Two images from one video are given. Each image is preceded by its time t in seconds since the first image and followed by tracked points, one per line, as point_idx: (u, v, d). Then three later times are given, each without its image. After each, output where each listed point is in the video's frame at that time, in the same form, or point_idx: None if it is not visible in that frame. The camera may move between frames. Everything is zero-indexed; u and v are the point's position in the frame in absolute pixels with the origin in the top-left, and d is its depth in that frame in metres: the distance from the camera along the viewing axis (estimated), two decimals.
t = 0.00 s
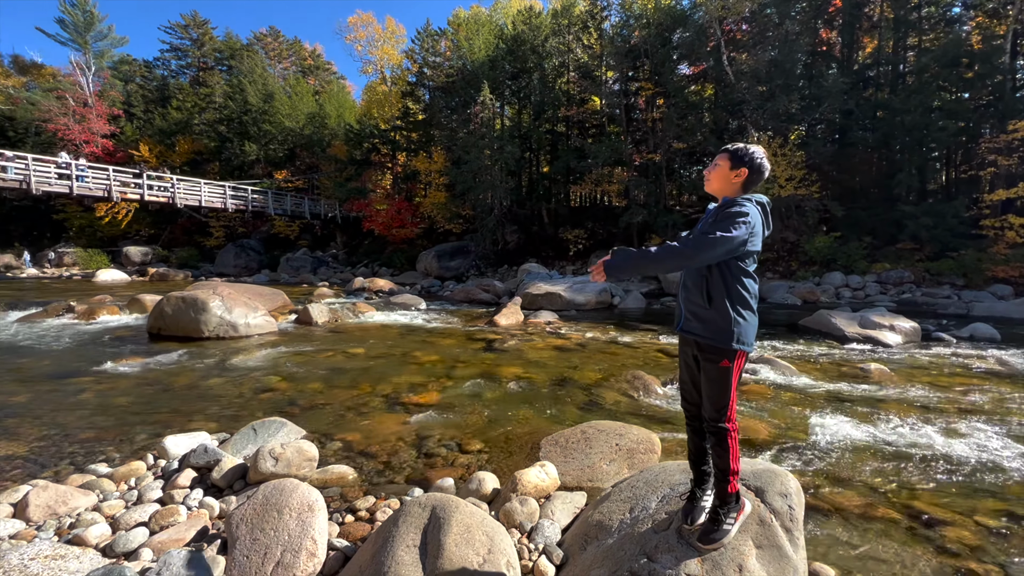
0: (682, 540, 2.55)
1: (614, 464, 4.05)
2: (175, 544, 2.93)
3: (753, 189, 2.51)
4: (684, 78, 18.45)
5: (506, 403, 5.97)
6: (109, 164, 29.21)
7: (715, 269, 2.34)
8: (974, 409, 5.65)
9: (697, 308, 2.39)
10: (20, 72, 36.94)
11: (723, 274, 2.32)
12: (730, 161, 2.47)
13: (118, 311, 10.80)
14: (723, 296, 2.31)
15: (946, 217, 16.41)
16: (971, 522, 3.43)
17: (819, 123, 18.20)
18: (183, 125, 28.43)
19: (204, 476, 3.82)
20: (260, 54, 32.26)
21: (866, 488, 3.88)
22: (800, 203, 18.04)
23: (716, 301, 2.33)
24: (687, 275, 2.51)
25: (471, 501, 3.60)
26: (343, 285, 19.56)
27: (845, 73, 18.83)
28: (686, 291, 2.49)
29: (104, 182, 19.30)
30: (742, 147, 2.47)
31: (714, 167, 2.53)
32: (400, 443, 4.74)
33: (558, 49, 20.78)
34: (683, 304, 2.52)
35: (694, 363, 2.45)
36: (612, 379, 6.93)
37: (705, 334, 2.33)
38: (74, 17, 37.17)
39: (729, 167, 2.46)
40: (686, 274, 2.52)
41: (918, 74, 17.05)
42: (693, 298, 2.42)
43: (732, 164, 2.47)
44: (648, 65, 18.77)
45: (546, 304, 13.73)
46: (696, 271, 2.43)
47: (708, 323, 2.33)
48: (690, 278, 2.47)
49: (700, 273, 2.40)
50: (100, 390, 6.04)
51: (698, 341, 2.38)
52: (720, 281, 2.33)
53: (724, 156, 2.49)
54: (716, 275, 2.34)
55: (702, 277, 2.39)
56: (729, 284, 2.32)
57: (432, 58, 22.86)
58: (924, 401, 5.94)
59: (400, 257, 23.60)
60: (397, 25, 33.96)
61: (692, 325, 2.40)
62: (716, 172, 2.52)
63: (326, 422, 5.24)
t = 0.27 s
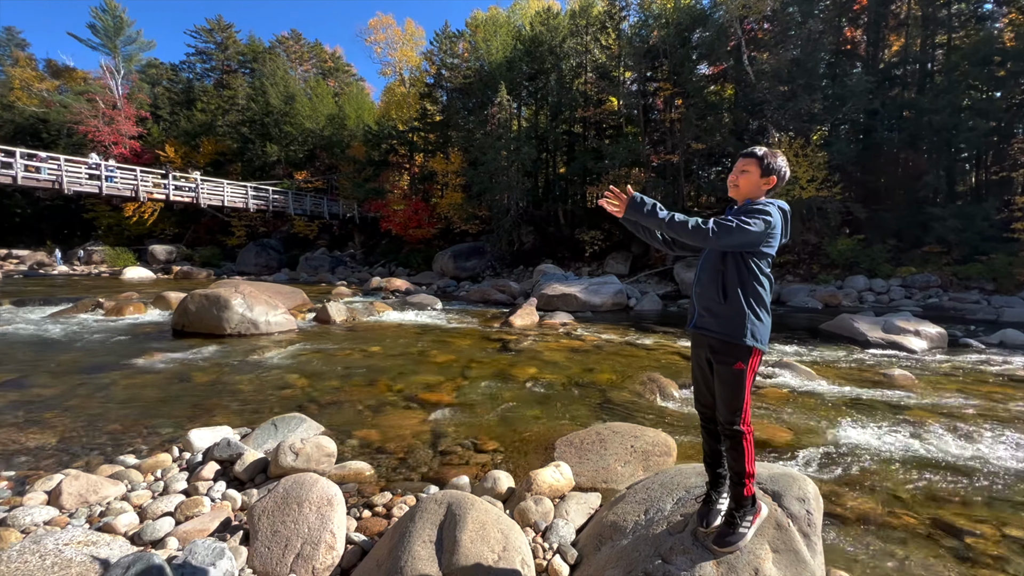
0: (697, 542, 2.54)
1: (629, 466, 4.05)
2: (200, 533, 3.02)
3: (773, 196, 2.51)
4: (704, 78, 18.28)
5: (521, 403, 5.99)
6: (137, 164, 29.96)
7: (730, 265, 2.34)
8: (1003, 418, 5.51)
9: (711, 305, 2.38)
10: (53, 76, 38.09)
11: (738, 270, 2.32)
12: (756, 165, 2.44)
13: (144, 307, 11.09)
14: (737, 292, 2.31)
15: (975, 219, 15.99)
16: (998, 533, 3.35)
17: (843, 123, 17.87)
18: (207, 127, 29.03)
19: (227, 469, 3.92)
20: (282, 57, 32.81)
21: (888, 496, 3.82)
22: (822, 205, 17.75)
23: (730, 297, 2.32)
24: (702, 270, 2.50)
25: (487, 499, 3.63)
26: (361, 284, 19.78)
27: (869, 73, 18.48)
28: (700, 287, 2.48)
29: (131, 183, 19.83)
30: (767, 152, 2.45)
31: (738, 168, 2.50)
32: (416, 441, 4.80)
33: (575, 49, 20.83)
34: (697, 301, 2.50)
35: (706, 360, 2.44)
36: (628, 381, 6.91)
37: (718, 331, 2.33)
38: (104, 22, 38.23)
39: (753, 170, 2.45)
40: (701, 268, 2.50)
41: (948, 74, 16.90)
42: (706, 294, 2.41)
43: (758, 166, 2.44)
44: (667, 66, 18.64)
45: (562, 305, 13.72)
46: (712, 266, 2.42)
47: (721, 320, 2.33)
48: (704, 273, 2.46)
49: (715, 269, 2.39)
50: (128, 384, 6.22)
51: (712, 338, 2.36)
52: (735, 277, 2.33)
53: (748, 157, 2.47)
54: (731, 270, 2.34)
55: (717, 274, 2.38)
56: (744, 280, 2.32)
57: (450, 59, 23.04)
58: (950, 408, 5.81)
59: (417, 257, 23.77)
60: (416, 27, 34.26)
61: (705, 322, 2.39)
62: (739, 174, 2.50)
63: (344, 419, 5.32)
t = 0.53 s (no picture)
0: (716, 548, 2.53)
1: (647, 470, 4.03)
2: (225, 526, 3.10)
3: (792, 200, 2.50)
4: (726, 77, 18.05)
5: (539, 404, 6.00)
6: (166, 167, 30.78)
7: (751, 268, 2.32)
8: None
9: (732, 309, 2.36)
10: (89, 81, 39.35)
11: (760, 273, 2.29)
12: (777, 168, 2.42)
13: (172, 305, 11.39)
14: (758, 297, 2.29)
15: (1010, 222, 15.46)
16: None
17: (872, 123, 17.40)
18: (233, 130, 29.66)
19: (251, 464, 4.02)
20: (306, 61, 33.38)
21: (916, 507, 3.72)
22: (849, 206, 17.37)
23: (752, 301, 2.30)
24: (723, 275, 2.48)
25: (504, 499, 3.65)
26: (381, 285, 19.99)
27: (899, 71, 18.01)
28: (721, 291, 2.46)
29: (161, 184, 20.39)
30: (786, 155, 2.43)
31: (757, 173, 2.49)
32: (434, 440, 4.84)
33: (596, 50, 20.62)
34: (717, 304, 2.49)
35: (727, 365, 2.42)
36: (647, 384, 6.86)
37: (741, 336, 2.30)
38: (137, 29, 39.39)
39: (773, 174, 2.42)
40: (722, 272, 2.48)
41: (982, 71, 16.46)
42: (727, 299, 2.39)
43: (778, 170, 2.42)
44: (689, 65, 18.44)
45: (580, 307, 13.69)
46: (732, 270, 2.40)
47: (742, 323, 2.31)
48: (725, 278, 2.44)
49: (737, 272, 2.37)
50: (157, 379, 6.41)
51: (733, 342, 2.35)
52: (756, 281, 2.31)
53: (768, 160, 2.45)
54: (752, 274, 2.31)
55: (739, 277, 2.36)
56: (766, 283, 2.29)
57: (469, 61, 23.12)
58: (982, 418, 5.64)
59: (436, 258, 23.94)
60: (437, 30, 34.52)
61: (726, 326, 2.37)
62: (759, 178, 2.47)
63: (363, 417, 5.39)
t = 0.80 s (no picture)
0: (749, 560, 2.48)
1: (677, 477, 3.97)
2: (261, 520, 3.19)
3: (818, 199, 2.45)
4: (760, 75, 17.64)
5: (567, 409, 5.97)
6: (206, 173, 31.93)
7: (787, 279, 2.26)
8: None
9: (769, 322, 2.30)
10: (136, 92, 41.19)
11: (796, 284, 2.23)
12: (799, 173, 2.37)
13: (211, 306, 11.81)
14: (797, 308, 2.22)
15: None
16: None
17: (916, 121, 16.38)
18: (269, 136, 30.54)
19: (285, 461, 4.13)
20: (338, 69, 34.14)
21: (966, 524, 3.55)
22: (890, 207, 16.72)
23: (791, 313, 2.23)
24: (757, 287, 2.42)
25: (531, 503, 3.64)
26: (409, 287, 20.26)
27: (946, 65, 17.24)
28: (755, 304, 2.41)
29: (201, 190, 21.15)
30: (806, 156, 2.39)
31: (778, 180, 2.45)
32: (462, 442, 4.87)
33: (625, 51, 20.74)
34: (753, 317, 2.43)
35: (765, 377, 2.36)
36: (677, 390, 6.74)
37: (783, 349, 2.24)
38: (181, 42, 41.06)
39: (798, 178, 2.37)
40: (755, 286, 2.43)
41: None
42: (763, 312, 2.34)
43: (801, 174, 2.38)
44: (721, 64, 18.10)
45: (607, 310, 13.58)
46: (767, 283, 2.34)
47: (780, 336, 2.25)
48: (759, 291, 2.39)
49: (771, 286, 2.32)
50: (197, 377, 6.65)
51: (773, 356, 2.30)
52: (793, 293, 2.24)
53: (788, 166, 2.40)
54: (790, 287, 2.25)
55: (774, 289, 2.30)
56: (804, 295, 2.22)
57: (497, 66, 23.15)
58: None
59: (463, 260, 24.11)
60: (466, 35, 34.83)
61: (766, 340, 2.32)
62: (783, 184, 2.43)
63: (393, 418, 5.47)
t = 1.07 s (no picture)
0: None
1: (724, 488, 3.84)
2: (310, 517, 3.27)
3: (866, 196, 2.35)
4: (808, 70, 16.97)
5: (608, 415, 5.87)
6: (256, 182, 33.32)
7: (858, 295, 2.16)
8: None
9: (836, 340, 2.20)
10: (192, 107, 43.47)
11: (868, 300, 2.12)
12: (852, 176, 2.26)
13: (261, 310, 12.28)
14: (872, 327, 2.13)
15: None
16: None
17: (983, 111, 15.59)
18: (314, 146, 31.58)
19: (332, 460, 4.23)
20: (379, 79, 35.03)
21: None
22: (953, 206, 15.75)
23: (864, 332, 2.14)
24: (815, 302, 2.32)
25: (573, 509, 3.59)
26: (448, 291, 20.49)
27: (1015, 53, 16.12)
28: (815, 317, 2.31)
29: (252, 199, 22.06)
30: (855, 157, 2.28)
31: (828, 184, 2.32)
32: (501, 447, 4.86)
33: (664, 51, 20.43)
34: (813, 331, 2.33)
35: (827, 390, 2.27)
36: (723, 397, 6.53)
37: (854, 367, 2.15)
38: (233, 59, 43.11)
39: (850, 183, 2.26)
40: (814, 300, 2.32)
41: None
42: (827, 328, 2.24)
43: (854, 177, 2.27)
44: (766, 61, 17.56)
45: (647, 315, 13.32)
46: (831, 300, 2.23)
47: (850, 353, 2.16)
48: (820, 305, 2.28)
49: (837, 301, 2.21)
50: (249, 377, 6.91)
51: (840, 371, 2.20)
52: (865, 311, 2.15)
53: (839, 170, 2.28)
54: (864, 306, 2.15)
55: (840, 306, 2.20)
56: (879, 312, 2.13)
57: (534, 70, 23.17)
58: None
59: (501, 265, 24.21)
60: (503, 42, 35.10)
61: (830, 357, 2.23)
62: (834, 190, 2.31)
63: (434, 421, 5.52)
